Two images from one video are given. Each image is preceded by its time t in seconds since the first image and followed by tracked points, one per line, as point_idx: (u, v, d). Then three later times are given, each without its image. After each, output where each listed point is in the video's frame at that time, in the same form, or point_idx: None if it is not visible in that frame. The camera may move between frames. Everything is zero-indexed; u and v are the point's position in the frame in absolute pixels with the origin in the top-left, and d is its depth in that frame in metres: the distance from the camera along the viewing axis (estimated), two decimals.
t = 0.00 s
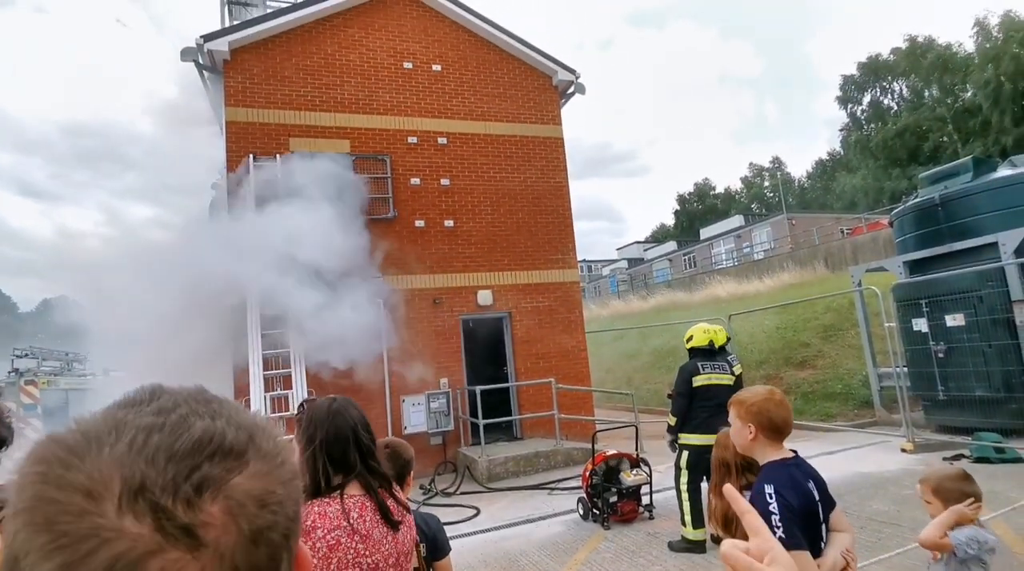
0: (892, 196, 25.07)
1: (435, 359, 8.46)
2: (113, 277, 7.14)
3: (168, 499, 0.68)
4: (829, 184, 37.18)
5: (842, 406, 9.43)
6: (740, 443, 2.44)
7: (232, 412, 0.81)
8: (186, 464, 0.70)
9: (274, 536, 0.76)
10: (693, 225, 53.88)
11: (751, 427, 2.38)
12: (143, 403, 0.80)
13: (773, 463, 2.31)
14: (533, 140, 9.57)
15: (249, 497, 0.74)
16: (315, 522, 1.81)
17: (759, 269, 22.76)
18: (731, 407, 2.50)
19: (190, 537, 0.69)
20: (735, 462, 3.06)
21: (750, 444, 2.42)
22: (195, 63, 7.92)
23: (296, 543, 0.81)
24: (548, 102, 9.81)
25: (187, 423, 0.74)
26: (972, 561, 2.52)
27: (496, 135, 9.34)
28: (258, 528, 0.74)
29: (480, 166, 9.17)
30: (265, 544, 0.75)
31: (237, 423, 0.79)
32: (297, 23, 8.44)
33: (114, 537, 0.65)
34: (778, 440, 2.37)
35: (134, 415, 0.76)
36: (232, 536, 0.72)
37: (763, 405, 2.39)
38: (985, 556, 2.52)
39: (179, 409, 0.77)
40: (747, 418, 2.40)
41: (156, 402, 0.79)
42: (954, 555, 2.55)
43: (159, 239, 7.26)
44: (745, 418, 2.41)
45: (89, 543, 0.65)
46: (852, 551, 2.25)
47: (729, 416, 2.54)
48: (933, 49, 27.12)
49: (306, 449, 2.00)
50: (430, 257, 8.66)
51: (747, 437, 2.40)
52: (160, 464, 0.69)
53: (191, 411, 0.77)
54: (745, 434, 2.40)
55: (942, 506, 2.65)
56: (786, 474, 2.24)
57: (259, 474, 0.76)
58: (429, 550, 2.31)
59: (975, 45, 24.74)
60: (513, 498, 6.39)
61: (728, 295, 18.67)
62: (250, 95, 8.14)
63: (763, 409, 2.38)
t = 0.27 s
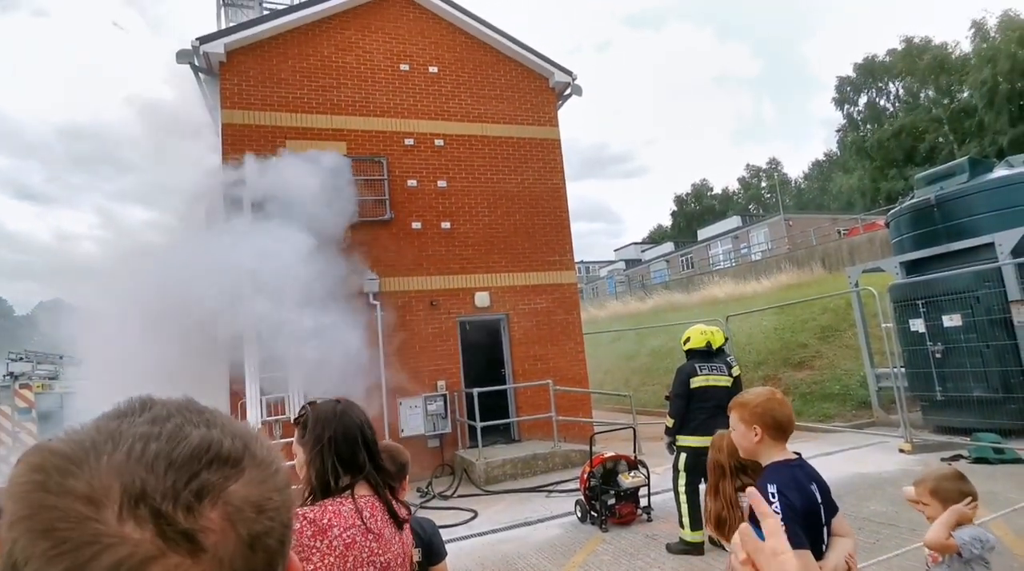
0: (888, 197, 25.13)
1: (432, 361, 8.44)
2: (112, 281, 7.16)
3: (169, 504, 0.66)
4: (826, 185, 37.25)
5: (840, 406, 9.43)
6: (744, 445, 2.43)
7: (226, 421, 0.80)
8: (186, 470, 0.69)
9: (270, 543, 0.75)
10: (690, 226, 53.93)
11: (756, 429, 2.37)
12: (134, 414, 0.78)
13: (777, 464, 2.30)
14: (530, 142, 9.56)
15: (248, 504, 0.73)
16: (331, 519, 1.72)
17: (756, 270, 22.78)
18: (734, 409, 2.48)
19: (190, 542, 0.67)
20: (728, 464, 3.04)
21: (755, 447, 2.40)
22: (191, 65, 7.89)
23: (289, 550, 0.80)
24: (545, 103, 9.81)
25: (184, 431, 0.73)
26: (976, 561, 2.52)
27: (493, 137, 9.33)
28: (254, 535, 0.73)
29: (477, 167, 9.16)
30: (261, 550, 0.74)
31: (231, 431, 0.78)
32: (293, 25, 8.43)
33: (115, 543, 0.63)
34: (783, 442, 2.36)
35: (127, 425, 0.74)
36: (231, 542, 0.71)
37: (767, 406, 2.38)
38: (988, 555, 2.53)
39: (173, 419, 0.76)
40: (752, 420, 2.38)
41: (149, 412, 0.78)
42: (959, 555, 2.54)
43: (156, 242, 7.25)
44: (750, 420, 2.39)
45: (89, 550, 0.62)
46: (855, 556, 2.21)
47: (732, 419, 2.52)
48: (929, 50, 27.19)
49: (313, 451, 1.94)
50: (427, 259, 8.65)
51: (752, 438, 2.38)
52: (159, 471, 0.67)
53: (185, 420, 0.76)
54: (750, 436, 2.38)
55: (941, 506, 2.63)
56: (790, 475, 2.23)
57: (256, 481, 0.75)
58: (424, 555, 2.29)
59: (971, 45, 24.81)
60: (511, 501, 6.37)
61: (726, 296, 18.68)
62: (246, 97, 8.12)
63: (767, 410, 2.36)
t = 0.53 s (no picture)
0: (887, 197, 25.18)
1: (431, 362, 8.43)
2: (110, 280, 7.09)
3: (166, 506, 0.66)
4: (824, 186, 37.32)
5: (839, 407, 9.44)
6: (748, 446, 2.42)
7: (233, 423, 0.80)
8: (186, 473, 0.69)
9: (270, 548, 0.74)
10: (689, 227, 53.98)
11: (760, 429, 2.37)
12: (147, 413, 0.79)
13: (781, 463, 2.29)
14: (529, 143, 9.57)
15: (247, 508, 0.72)
16: (330, 515, 1.73)
17: (755, 270, 22.82)
18: (737, 410, 2.48)
19: (186, 545, 0.67)
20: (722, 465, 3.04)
21: (760, 448, 2.39)
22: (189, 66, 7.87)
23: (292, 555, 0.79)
24: (544, 104, 9.82)
25: (189, 432, 0.73)
26: (975, 561, 2.52)
27: (492, 138, 9.34)
28: (253, 539, 0.72)
29: (476, 168, 9.16)
30: (261, 555, 0.73)
31: (237, 433, 0.78)
32: (292, 26, 8.43)
33: (111, 544, 0.63)
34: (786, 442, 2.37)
35: (136, 425, 0.74)
36: (228, 546, 0.70)
37: (771, 407, 2.38)
38: (987, 555, 2.53)
39: (181, 420, 0.76)
40: (756, 421, 2.38)
41: (160, 412, 0.78)
42: (959, 556, 2.54)
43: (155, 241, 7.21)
44: (755, 421, 2.39)
45: (84, 551, 0.62)
46: (856, 555, 2.24)
47: (735, 421, 2.51)
48: (926, 51, 27.27)
49: (308, 450, 1.95)
50: (426, 260, 8.65)
51: (756, 439, 2.37)
52: (160, 473, 0.68)
53: (193, 421, 0.76)
54: (755, 437, 2.38)
55: (942, 507, 2.64)
56: (794, 474, 2.23)
57: (258, 484, 0.74)
58: (424, 556, 2.29)
59: (968, 47, 24.89)
60: (511, 502, 6.37)
61: (724, 297, 18.69)
62: (245, 98, 8.12)
63: (771, 411, 2.37)
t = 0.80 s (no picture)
0: (888, 198, 25.17)
1: (432, 362, 8.42)
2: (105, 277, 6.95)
3: (152, 512, 0.66)
4: (825, 186, 37.29)
5: (840, 407, 9.43)
6: (749, 447, 2.41)
7: (229, 427, 0.79)
8: (174, 478, 0.68)
9: (260, 556, 0.73)
10: (689, 227, 53.95)
11: (762, 430, 2.36)
12: (147, 415, 0.79)
13: (783, 465, 2.29)
14: (530, 143, 9.57)
15: (236, 514, 0.71)
16: (326, 519, 1.72)
17: (756, 271, 22.82)
18: (738, 411, 2.47)
19: (171, 552, 0.66)
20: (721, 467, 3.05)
21: (761, 450, 2.39)
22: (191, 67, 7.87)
23: (285, 562, 0.77)
24: (545, 105, 9.82)
25: (182, 436, 0.73)
26: (970, 561, 2.51)
27: (492, 139, 9.34)
28: (242, 546, 0.71)
29: (477, 169, 9.16)
30: (250, 562, 0.72)
31: (232, 437, 0.76)
32: (292, 27, 8.44)
33: (97, 549, 0.62)
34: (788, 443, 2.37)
35: (133, 428, 0.75)
36: (216, 552, 0.69)
37: (773, 408, 2.37)
38: (983, 555, 2.52)
39: (177, 423, 0.76)
40: (758, 422, 2.38)
41: (159, 414, 0.78)
42: (953, 554, 2.54)
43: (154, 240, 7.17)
44: (757, 422, 2.38)
45: (70, 556, 0.62)
46: (856, 556, 2.24)
47: (736, 422, 2.50)
48: (928, 51, 27.25)
49: (305, 452, 1.95)
50: (426, 261, 8.65)
51: (759, 441, 2.37)
52: (148, 477, 0.67)
53: (188, 424, 0.76)
54: (757, 439, 2.37)
55: (941, 505, 2.64)
56: (795, 475, 2.22)
57: (249, 489, 0.73)
58: (424, 557, 2.28)
59: (970, 47, 24.88)
60: (511, 503, 6.36)
61: (725, 297, 18.68)
62: (246, 98, 8.13)
63: (773, 412, 2.36)
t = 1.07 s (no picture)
0: (888, 198, 25.17)
1: (433, 363, 8.43)
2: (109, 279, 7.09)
3: (145, 508, 0.66)
4: (826, 186, 37.29)
5: (841, 407, 9.43)
6: (747, 448, 2.42)
7: (223, 424, 0.79)
8: (165, 475, 0.68)
9: (252, 551, 0.73)
10: (690, 228, 53.95)
11: (761, 431, 2.36)
12: (143, 412, 0.79)
13: (781, 465, 2.29)
14: (530, 144, 9.58)
15: (228, 511, 0.72)
16: (327, 521, 1.73)
17: (756, 271, 22.84)
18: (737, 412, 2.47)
19: (163, 548, 0.66)
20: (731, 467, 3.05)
21: (759, 451, 2.39)
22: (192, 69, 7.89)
23: (279, 557, 0.78)
24: (545, 106, 9.83)
25: (175, 433, 0.73)
26: (966, 558, 2.52)
27: (493, 140, 9.35)
28: (234, 542, 0.72)
29: (477, 170, 9.17)
30: (242, 558, 0.72)
31: (225, 435, 0.77)
32: (292, 29, 8.46)
33: (90, 545, 0.63)
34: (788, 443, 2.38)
35: (128, 425, 0.75)
36: (208, 548, 0.70)
37: (772, 409, 2.37)
38: (980, 553, 2.52)
39: (172, 420, 0.76)
40: (757, 423, 2.38)
41: (155, 411, 0.79)
42: (950, 551, 2.55)
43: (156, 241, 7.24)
44: (756, 423, 2.38)
45: (64, 550, 0.63)
46: (854, 556, 2.23)
47: (735, 422, 2.50)
48: (928, 51, 27.27)
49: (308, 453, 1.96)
50: (427, 262, 8.66)
51: (758, 442, 2.37)
52: (141, 474, 0.68)
53: (183, 422, 0.76)
54: (756, 439, 2.37)
55: (940, 503, 2.64)
56: (793, 475, 2.23)
57: (241, 486, 0.74)
58: (425, 556, 2.29)
59: (969, 47, 24.90)
60: (512, 503, 6.37)
61: (726, 298, 18.68)
62: (246, 100, 8.15)
63: (772, 413, 2.36)
